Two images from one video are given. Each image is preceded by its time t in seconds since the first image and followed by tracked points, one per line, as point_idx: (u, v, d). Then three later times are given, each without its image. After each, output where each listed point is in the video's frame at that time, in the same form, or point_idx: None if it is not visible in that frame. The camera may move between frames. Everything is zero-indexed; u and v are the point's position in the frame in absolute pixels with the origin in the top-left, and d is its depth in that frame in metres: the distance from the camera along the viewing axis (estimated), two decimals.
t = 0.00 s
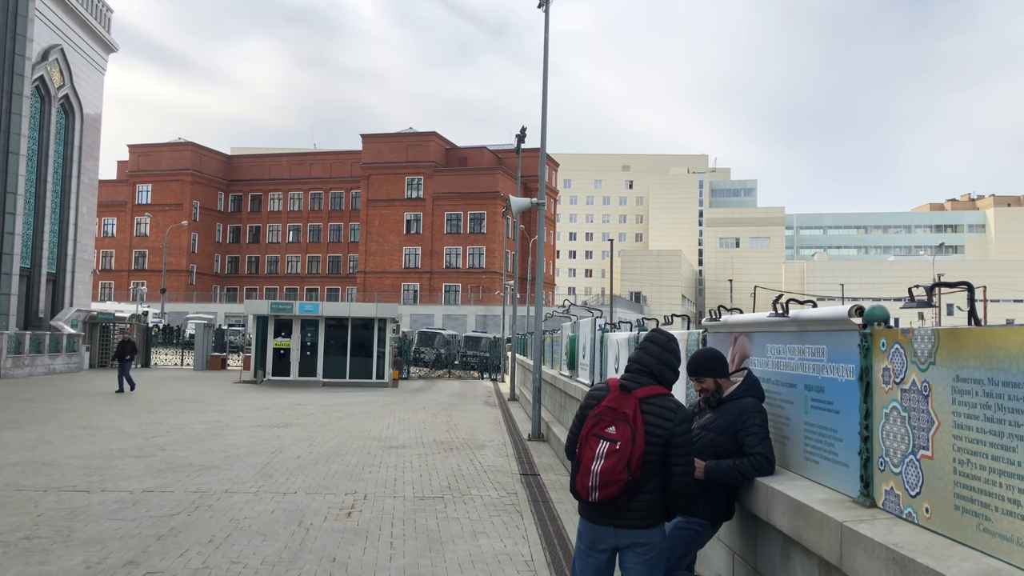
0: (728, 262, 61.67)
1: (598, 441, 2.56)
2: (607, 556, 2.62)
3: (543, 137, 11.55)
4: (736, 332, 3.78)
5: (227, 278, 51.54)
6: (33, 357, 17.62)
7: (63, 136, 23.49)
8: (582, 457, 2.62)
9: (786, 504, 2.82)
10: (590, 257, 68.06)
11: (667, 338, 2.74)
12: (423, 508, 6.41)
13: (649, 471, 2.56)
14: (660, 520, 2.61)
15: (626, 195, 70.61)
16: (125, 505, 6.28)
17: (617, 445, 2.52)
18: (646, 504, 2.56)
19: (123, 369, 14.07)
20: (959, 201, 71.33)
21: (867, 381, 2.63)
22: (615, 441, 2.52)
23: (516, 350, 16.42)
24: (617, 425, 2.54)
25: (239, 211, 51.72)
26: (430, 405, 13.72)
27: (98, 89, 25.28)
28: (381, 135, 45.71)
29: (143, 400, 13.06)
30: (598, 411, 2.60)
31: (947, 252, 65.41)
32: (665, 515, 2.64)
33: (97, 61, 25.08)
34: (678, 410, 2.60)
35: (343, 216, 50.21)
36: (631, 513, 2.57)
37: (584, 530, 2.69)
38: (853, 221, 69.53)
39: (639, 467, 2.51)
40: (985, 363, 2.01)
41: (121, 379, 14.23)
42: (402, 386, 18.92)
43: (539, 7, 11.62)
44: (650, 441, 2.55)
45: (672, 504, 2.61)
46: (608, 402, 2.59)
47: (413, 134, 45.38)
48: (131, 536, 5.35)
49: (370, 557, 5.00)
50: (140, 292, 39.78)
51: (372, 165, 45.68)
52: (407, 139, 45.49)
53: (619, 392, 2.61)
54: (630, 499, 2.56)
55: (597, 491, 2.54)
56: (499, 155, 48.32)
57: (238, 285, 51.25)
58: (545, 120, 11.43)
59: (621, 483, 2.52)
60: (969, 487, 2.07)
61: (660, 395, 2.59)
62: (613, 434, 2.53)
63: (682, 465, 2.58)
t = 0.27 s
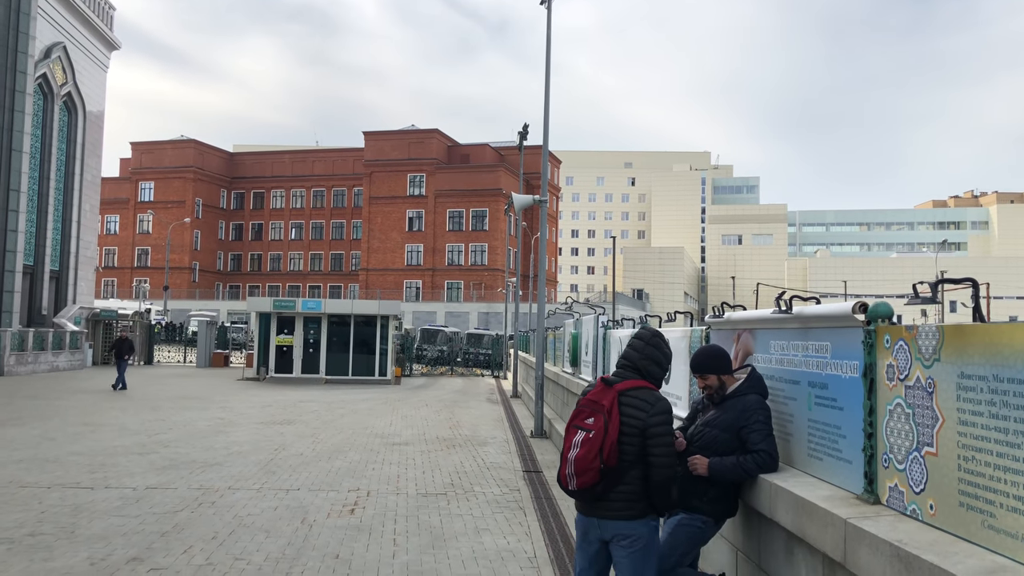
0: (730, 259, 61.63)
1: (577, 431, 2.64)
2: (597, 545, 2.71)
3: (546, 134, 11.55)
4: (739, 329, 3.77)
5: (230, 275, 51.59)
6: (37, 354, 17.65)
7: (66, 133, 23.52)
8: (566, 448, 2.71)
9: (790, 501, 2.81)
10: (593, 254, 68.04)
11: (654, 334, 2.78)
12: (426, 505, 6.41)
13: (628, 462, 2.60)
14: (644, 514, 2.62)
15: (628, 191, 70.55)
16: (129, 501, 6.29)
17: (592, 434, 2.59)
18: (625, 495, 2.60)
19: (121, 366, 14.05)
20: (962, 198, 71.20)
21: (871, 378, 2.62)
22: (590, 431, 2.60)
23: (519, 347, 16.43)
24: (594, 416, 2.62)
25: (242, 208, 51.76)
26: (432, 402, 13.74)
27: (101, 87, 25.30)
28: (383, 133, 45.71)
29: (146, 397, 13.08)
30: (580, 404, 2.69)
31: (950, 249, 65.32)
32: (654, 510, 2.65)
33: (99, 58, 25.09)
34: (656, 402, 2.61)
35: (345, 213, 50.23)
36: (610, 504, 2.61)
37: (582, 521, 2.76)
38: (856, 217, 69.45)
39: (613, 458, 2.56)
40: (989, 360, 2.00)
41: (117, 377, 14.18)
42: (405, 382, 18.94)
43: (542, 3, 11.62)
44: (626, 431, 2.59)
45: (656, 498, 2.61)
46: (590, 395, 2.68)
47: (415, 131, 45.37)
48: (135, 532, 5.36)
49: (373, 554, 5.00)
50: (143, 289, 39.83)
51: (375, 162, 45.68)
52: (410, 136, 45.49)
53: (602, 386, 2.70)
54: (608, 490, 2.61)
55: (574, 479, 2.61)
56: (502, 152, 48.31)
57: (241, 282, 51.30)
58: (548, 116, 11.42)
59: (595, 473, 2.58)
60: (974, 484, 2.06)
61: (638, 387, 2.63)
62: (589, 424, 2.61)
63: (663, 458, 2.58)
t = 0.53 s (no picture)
0: (738, 255, 61.46)
1: (564, 421, 2.89)
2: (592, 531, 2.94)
3: (553, 130, 11.53)
4: (749, 325, 3.77)
5: (238, 271, 51.74)
6: (47, 350, 17.73)
7: (75, 131, 23.61)
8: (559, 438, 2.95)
9: (800, 497, 2.81)
10: (601, 250, 67.96)
11: (640, 328, 2.98)
12: (435, 500, 6.43)
13: (609, 448, 2.81)
14: (628, 499, 2.81)
15: (636, 187, 70.38)
16: (140, 497, 6.33)
17: (574, 421, 2.82)
18: (608, 481, 2.81)
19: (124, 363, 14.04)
20: (972, 193, 70.81)
21: (882, 374, 2.61)
22: (572, 418, 2.84)
23: (527, 344, 16.44)
24: (578, 405, 2.85)
25: (250, 205, 51.88)
26: (440, 398, 13.76)
27: (109, 84, 25.37)
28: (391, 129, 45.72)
29: (156, 393, 13.14)
30: (569, 396, 2.94)
31: (960, 245, 64.98)
32: (640, 497, 2.83)
33: (108, 56, 25.17)
34: (634, 389, 2.81)
35: (353, 209, 50.29)
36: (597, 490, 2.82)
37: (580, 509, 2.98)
38: (865, 213, 69.16)
39: (593, 443, 2.78)
40: (1002, 356, 1.99)
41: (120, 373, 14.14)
42: (413, 378, 18.97)
43: None
44: (606, 419, 2.81)
45: (638, 483, 2.80)
46: (577, 387, 2.92)
47: (422, 128, 45.38)
48: (146, 527, 5.39)
49: (383, 549, 5.02)
50: (152, 286, 39.95)
51: (382, 159, 45.72)
52: (417, 132, 45.51)
53: (590, 379, 2.94)
54: (592, 476, 2.82)
55: (560, 464, 2.85)
56: (509, 148, 48.28)
57: (250, 278, 51.44)
58: (555, 112, 11.41)
59: (577, 457, 2.81)
60: (986, 481, 2.06)
61: (617, 376, 2.84)
62: (572, 412, 2.85)
63: (642, 443, 2.77)
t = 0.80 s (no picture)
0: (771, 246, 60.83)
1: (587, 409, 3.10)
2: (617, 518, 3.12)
3: (583, 121, 11.48)
4: (784, 317, 3.73)
5: (271, 264, 52.28)
6: (86, 342, 18.07)
7: (111, 126, 23.98)
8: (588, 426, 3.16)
9: (837, 491, 2.78)
10: (631, 241, 67.65)
11: (659, 316, 3.12)
12: (468, 492, 6.46)
13: (626, 434, 2.98)
14: (644, 485, 2.96)
15: (666, 178, 69.88)
16: (178, 487, 6.44)
17: (592, 408, 3.03)
18: (625, 467, 2.98)
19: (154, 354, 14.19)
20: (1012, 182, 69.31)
21: (921, 367, 2.57)
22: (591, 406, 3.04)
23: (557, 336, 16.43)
24: (598, 394, 3.05)
25: (282, 199, 52.36)
26: (472, 389, 13.82)
27: (143, 80, 25.72)
28: (420, 122, 45.84)
29: (192, 385, 13.34)
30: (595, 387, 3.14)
31: (999, 235, 63.67)
32: (657, 485, 2.97)
33: (142, 52, 25.50)
34: (647, 376, 2.96)
35: (383, 202, 50.55)
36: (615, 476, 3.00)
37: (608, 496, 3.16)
38: (900, 203, 68.05)
39: (608, 430, 2.97)
40: None
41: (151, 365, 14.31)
42: (444, 370, 19.07)
43: None
44: (621, 406, 2.98)
45: (652, 469, 2.94)
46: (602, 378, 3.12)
47: (451, 120, 45.45)
48: (184, 517, 5.49)
49: (417, 540, 5.06)
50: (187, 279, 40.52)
51: (412, 151, 45.87)
52: (446, 125, 45.59)
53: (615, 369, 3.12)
54: (611, 462, 3.00)
55: (583, 450, 3.06)
56: (538, 140, 48.18)
57: (282, 271, 51.96)
58: (585, 104, 11.36)
59: (595, 444, 3.00)
60: None
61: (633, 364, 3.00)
62: (593, 401, 3.06)
63: (654, 429, 2.92)
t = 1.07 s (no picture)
0: (818, 241, 59.79)
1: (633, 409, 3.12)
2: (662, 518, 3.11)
3: (627, 117, 11.43)
4: (833, 314, 3.68)
5: (317, 262, 53.00)
6: (139, 339, 18.52)
7: (162, 128, 24.52)
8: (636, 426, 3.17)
9: (889, 491, 2.74)
10: (675, 237, 67.07)
11: (705, 314, 3.09)
12: (513, 488, 6.50)
13: (671, 435, 2.98)
14: (690, 486, 2.95)
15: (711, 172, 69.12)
16: (230, 481, 6.58)
17: (637, 409, 3.04)
18: (671, 468, 2.98)
19: (198, 352, 14.41)
20: None
21: (977, 365, 2.52)
22: (637, 407, 3.05)
23: (601, 333, 16.38)
24: (643, 394, 3.06)
25: (327, 197, 53.02)
26: (516, 386, 13.86)
27: (192, 82, 26.24)
28: (462, 119, 46.02)
29: (241, 381, 13.61)
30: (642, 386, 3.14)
31: None
32: (704, 486, 2.95)
33: (190, 54, 26.02)
34: (691, 377, 2.95)
35: (426, 200, 50.87)
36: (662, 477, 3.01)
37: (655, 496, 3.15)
38: (953, 196, 66.48)
39: (653, 432, 2.97)
40: None
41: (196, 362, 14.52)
42: (488, 367, 19.15)
43: None
44: (666, 408, 2.98)
45: (698, 470, 2.93)
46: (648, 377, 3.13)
47: (493, 117, 45.52)
48: (236, 511, 5.61)
49: (463, 536, 5.11)
50: (236, 277, 41.29)
51: (454, 149, 46.09)
52: (488, 122, 45.67)
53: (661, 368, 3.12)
54: (658, 463, 3.01)
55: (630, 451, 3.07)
56: (581, 135, 48.03)
57: (328, 269, 52.66)
58: (628, 99, 11.31)
59: (641, 445, 3.01)
60: None
61: (679, 364, 3.00)
62: (639, 401, 3.07)
63: (698, 430, 2.91)
